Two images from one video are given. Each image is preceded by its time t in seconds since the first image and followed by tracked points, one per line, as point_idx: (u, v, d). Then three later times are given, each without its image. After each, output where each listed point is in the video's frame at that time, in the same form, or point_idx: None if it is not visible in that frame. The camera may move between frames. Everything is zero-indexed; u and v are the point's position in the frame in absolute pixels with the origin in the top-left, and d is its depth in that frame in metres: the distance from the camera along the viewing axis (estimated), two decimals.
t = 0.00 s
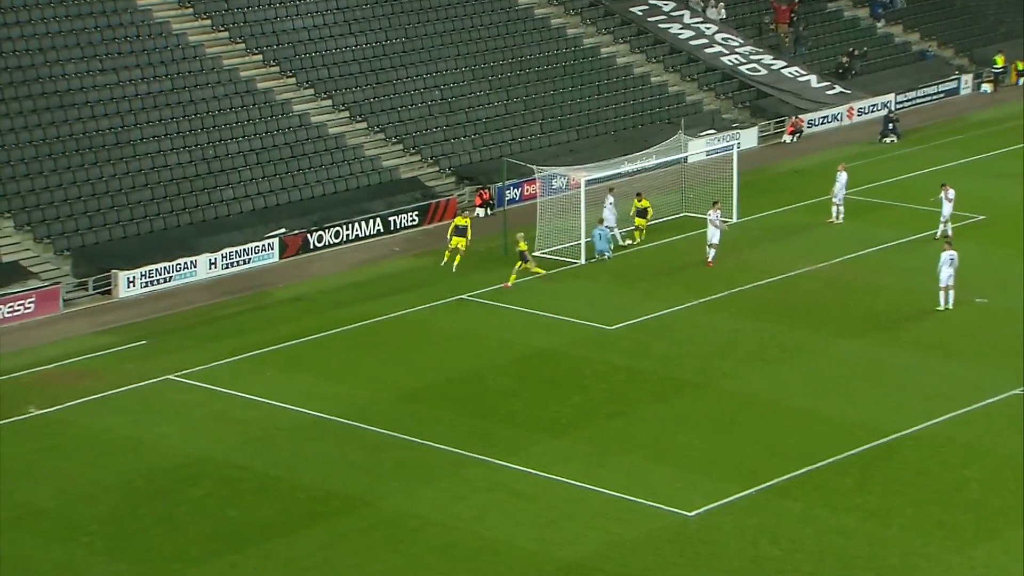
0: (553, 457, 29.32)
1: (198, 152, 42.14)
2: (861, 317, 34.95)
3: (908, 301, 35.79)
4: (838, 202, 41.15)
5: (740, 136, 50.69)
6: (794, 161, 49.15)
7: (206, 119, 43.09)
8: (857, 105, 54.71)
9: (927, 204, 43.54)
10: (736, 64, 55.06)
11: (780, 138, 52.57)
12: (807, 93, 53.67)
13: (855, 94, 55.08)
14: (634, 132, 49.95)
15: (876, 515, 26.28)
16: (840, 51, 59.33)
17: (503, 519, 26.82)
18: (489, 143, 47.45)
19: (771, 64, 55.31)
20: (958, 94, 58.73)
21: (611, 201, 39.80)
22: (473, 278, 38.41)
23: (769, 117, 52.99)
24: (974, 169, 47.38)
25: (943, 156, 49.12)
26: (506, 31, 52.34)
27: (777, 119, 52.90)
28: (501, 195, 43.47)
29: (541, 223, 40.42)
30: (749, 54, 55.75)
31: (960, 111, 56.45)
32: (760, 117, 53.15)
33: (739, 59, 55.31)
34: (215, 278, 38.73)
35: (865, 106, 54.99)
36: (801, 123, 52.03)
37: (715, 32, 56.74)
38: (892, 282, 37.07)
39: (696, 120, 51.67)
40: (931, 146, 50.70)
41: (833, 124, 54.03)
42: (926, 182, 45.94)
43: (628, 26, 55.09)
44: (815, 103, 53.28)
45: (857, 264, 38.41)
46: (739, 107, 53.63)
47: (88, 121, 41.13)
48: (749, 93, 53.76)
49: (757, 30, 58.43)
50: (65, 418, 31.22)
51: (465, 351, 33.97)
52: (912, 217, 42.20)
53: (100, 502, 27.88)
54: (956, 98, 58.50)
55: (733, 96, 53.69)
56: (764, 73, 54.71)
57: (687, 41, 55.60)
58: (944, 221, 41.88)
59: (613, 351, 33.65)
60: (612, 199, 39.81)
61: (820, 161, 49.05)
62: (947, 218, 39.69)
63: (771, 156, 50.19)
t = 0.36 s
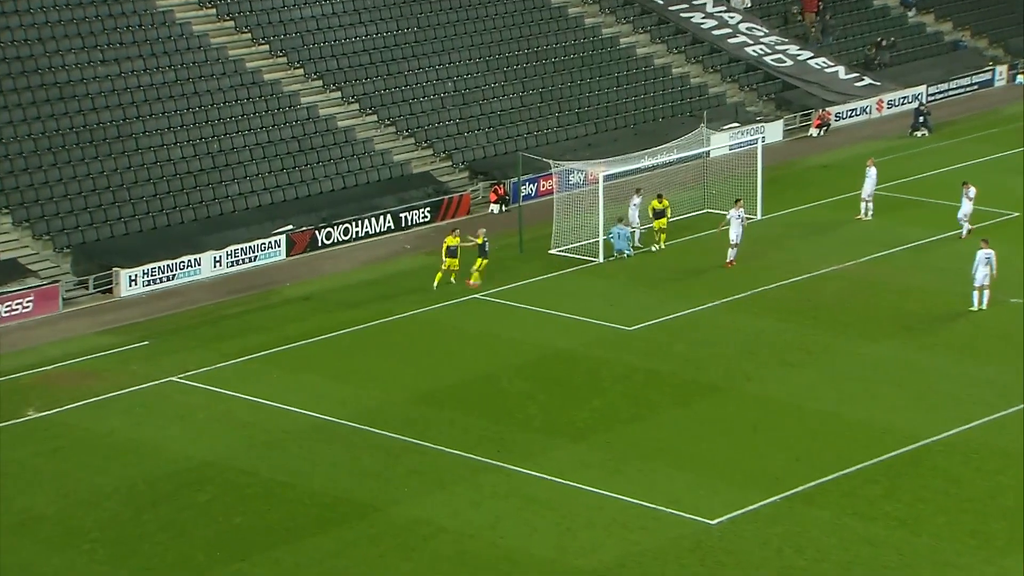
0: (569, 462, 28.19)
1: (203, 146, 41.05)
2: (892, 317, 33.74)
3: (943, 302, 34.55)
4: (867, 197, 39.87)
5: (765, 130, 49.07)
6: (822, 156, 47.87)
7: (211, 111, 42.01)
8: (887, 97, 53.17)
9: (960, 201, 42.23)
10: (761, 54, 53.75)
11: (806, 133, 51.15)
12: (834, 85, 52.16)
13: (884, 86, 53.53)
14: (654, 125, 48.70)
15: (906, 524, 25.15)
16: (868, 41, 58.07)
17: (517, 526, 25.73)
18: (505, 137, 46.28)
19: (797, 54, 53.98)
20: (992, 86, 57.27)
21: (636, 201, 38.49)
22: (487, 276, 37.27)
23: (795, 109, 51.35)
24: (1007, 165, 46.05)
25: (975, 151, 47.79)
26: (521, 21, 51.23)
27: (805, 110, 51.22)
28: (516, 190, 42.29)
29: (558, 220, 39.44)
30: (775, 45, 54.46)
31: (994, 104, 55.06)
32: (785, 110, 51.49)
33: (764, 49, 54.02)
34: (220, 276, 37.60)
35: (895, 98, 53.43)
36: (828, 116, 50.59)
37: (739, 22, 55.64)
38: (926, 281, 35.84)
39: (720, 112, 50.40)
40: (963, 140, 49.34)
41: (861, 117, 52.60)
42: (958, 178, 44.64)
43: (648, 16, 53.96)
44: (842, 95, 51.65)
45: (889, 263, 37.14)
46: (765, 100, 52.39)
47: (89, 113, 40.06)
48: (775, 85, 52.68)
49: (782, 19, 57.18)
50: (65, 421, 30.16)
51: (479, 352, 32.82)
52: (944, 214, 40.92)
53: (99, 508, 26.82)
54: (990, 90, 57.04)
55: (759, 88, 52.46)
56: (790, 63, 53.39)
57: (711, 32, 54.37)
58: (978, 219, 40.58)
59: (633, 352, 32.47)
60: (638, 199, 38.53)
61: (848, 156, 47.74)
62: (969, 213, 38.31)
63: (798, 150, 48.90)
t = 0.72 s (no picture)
0: (591, 470, 26.81)
1: (208, 138, 39.71)
2: (931, 318, 32.27)
3: (985, 302, 33.05)
4: (904, 190, 38.39)
5: (796, 122, 47.36)
6: (857, 149, 46.34)
7: (216, 101, 40.68)
8: (925, 87, 51.37)
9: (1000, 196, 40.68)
10: (793, 42, 52.36)
11: (839, 123, 49.56)
12: (870, 73, 50.99)
13: (922, 76, 51.79)
14: (678, 117, 47.25)
15: (945, 535, 23.78)
16: (904, 28, 56.72)
17: (535, 535, 24.38)
18: (523, 128, 44.87)
19: (831, 42, 52.61)
20: None
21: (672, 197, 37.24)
22: (505, 274, 35.88)
23: (829, 99, 50.07)
24: None
25: (1014, 144, 46.19)
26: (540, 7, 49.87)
27: (838, 101, 49.86)
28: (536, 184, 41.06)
29: (579, 215, 37.81)
30: (807, 32, 53.03)
31: None
32: (818, 100, 50.41)
33: (795, 37, 52.56)
34: (226, 274, 36.25)
35: (933, 89, 51.60)
36: (863, 107, 49.14)
37: (769, 7, 53.98)
38: (967, 281, 34.33)
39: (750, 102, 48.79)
40: (1003, 133, 47.73)
41: (898, 107, 50.89)
42: (996, 172, 43.07)
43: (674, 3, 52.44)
44: (880, 84, 50.46)
45: (928, 262, 35.63)
46: (797, 89, 51.05)
47: (89, 103, 38.75)
48: (808, 74, 51.38)
49: (815, 6, 55.89)
50: (64, 425, 28.84)
51: (496, 354, 31.42)
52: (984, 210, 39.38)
53: (98, 517, 25.51)
54: None
55: (789, 77, 51.16)
56: (823, 51, 52.04)
57: (738, 18, 52.76)
58: (1020, 216, 39.02)
59: (657, 355, 31.05)
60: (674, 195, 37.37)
61: (882, 149, 46.17)
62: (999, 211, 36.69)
63: (832, 143, 47.35)
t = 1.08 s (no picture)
0: (615, 477, 25.48)
1: (216, 130, 38.51)
2: (974, 319, 30.84)
3: None
4: (944, 184, 36.96)
5: (832, 114, 45.92)
6: (897, 141, 44.86)
7: (224, 92, 39.46)
8: (967, 77, 49.78)
9: None
10: (828, 30, 50.78)
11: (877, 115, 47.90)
12: (909, 63, 49.36)
13: (963, 65, 50.14)
14: (707, 108, 45.83)
15: (988, 547, 22.43)
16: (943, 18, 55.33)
17: (555, 545, 23.09)
18: (545, 120, 43.57)
19: (868, 29, 51.07)
20: None
21: (709, 192, 35.21)
22: (525, 272, 34.55)
23: (865, 89, 48.72)
24: None
25: None
26: None
27: (875, 91, 48.50)
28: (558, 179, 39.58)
29: (603, 211, 36.46)
30: (843, 20, 51.65)
31: None
32: (855, 90, 48.97)
33: (831, 24, 51.08)
34: (234, 272, 34.98)
35: (976, 78, 50.03)
36: (901, 98, 47.33)
37: None
38: (1012, 280, 32.86)
39: (783, 92, 47.31)
40: None
41: (940, 98, 49.31)
42: None
43: None
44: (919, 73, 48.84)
45: (971, 260, 34.19)
46: (831, 79, 49.41)
47: (92, 93, 37.54)
48: (843, 64, 49.66)
49: None
50: (65, 429, 27.61)
51: (516, 356, 30.10)
52: None
53: (99, 525, 24.26)
54: None
55: (824, 66, 49.60)
56: (859, 39, 50.40)
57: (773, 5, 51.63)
58: None
59: (683, 357, 29.70)
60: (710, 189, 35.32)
61: (921, 142, 44.64)
62: None
63: (870, 135, 45.80)
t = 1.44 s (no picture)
0: (647, 485, 24.21)
1: (229, 121, 37.32)
2: None
3: None
4: (993, 180, 35.54)
5: (877, 104, 44.43)
6: (940, 134, 43.31)
7: (238, 81, 38.25)
8: (1016, 66, 48.49)
9: None
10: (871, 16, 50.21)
11: (923, 106, 46.47)
12: (957, 52, 46.98)
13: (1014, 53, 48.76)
14: (744, 99, 44.56)
15: None
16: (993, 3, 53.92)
17: (584, 558, 21.88)
18: (573, 112, 42.34)
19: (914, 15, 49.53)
20: None
21: (756, 190, 33.42)
22: (552, 271, 33.28)
23: (911, 79, 47.17)
24: None
25: None
26: None
27: (921, 81, 46.95)
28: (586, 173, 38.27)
29: (633, 206, 35.32)
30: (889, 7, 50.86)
31: None
32: (900, 80, 47.48)
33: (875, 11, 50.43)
34: (248, 270, 33.70)
35: None
36: (949, 88, 45.87)
37: None
38: None
39: (824, 83, 46.29)
40: None
41: (988, 88, 47.90)
42: None
43: None
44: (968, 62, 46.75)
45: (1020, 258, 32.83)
46: (875, 68, 48.24)
47: (100, 83, 36.35)
48: (887, 52, 48.55)
49: None
50: (71, 434, 26.42)
51: (542, 357, 28.84)
52: None
53: (106, 535, 23.07)
54: None
55: (868, 54, 48.42)
56: (904, 25, 48.45)
57: None
58: None
59: (718, 359, 28.40)
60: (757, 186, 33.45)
61: (967, 135, 43.21)
62: None
63: (914, 127, 44.27)
